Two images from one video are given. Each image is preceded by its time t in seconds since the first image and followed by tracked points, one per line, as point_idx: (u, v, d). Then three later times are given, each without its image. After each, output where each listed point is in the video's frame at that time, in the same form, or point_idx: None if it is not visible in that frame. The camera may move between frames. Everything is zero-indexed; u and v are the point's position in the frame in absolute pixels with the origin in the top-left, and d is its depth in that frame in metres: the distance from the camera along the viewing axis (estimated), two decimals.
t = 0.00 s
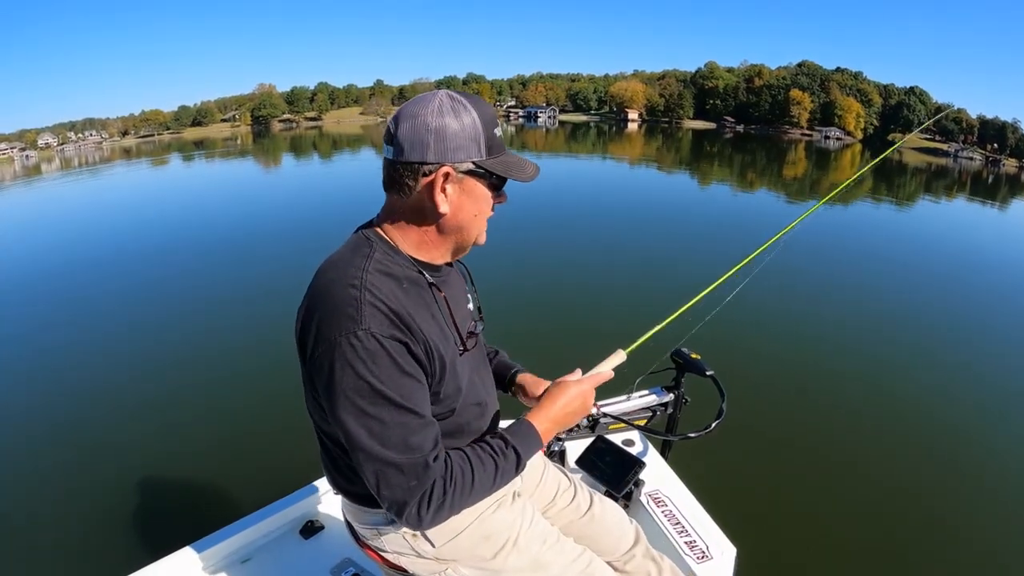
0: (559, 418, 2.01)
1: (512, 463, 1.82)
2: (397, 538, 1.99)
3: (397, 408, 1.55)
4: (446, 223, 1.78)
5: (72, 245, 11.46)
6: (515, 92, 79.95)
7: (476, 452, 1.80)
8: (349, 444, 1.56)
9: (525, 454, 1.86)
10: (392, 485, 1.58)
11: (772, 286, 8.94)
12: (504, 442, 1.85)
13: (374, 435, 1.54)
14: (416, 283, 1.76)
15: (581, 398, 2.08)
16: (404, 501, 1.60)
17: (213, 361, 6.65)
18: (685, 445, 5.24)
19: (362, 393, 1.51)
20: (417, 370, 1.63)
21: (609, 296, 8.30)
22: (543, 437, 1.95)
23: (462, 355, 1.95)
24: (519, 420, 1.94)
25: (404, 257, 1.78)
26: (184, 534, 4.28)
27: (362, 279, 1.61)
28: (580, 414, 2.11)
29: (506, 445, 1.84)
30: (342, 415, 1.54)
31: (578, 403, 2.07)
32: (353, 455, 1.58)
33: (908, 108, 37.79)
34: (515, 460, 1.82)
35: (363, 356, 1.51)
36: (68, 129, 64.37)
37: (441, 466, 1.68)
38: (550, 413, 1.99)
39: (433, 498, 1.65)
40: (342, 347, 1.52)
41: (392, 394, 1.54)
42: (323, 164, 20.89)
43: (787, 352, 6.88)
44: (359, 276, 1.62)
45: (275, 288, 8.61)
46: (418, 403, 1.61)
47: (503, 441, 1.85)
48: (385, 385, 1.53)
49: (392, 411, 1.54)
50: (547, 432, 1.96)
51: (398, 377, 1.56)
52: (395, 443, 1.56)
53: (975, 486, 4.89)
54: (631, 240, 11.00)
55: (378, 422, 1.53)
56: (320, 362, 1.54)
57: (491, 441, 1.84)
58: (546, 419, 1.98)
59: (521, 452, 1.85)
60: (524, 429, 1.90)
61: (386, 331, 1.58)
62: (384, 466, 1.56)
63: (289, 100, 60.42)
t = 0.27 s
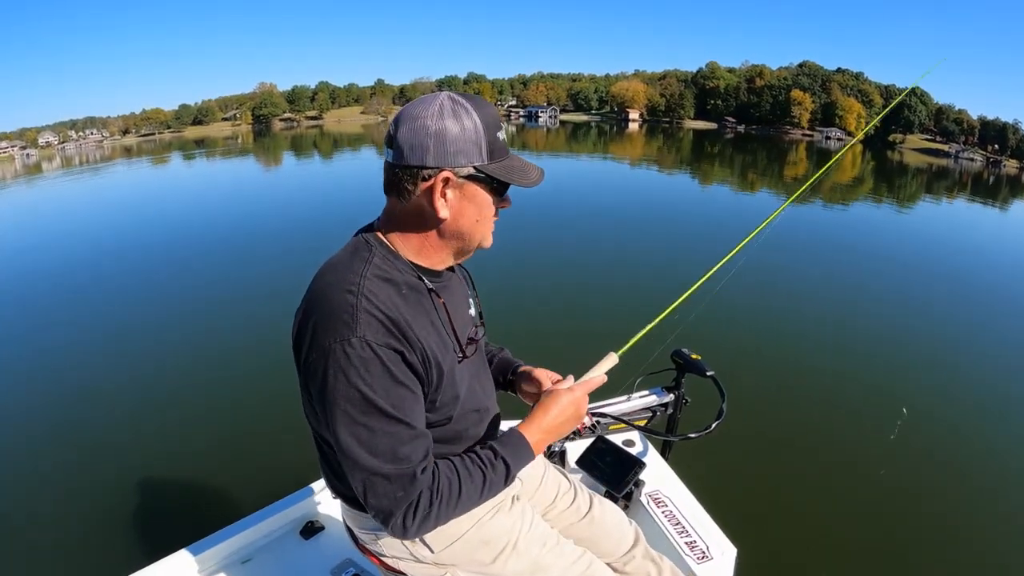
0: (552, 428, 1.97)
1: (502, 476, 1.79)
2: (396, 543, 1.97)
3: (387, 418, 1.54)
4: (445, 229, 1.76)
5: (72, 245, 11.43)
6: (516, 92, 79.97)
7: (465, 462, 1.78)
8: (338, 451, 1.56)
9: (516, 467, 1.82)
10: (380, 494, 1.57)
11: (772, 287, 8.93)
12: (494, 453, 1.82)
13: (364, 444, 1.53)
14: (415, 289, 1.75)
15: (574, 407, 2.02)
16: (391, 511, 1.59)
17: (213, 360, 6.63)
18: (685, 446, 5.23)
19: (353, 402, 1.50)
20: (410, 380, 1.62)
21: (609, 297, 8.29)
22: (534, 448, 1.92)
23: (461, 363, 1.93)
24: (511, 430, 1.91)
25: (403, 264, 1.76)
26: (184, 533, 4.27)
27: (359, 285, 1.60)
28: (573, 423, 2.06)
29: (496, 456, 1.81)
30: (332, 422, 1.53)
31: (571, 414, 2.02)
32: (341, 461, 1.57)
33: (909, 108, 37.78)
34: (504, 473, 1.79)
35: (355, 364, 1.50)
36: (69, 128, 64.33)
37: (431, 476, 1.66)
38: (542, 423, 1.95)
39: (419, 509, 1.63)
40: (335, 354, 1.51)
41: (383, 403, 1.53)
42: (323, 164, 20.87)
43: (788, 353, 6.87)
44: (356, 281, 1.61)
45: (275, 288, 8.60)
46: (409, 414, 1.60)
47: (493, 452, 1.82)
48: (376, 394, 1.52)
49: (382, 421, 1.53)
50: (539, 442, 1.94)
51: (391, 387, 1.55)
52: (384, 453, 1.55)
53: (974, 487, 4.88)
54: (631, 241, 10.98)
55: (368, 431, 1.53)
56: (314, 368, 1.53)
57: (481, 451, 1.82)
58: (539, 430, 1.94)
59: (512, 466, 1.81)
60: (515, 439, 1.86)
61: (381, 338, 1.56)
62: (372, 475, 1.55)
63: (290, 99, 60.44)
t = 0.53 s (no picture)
0: (546, 430, 1.96)
1: (495, 480, 1.78)
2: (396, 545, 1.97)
3: (380, 424, 1.53)
4: (438, 230, 1.77)
5: (72, 244, 11.42)
6: (517, 92, 79.96)
7: (457, 467, 1.77)
8: (331, 457, 1.55)
9: (509, 470, 1.81)
10: (372, 501, 1.57)
11: (773, 287, 8.93)
12: (486, 456, 1.81)
13: (357, 450, 1.52)
14: (410, 293, 1.75)
15: (566, 409, 2.01)
16: (383, 518, 1.59)
17: (214, 360, 6.64)
18: (685, 446, 5.22)
19: (346, 408, 1.50)
20: (405, 385, 1.61)
21: (610, 297, 8.28)
22: (527, 450, 1.90)
23: (458, 365, 1.93)
24: (504, 431, 1.89)
25: (399, 267, 1.77)
26: (184, 533, 4.27)
27: (354, 289, 1.60)
28: (567, 426, 2.05)
29: (489, 460, 1.80)
30: (326, 427, 1.53)
31: (564, 416, 2.01)
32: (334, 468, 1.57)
33: (909, 109, 37.78)
34: (496, 477, 1.78)
35: (349, 370, 1.50)
36: (69, 127, 64.26)
37: (424, 482, 1.66)
38: (534, 425, 1.94)
39: (411, 515, 1.62)
40: (329, 359, 1.51)
41: (377, 409, 1.52)
42: (324, 163, 20.87)
43: (788, 353, 6.87)
44: (351, 286, 1.61)
45: (275, 287, 8.60)
46: (403, 420, 1.59)
47: (485, 456, 1.81)
48: (370, 401, 1.51)
49: (376, 427, 1.52)
50: (532, 445, 1.92)
51: (385, 392, 1.54)
52: (377, 459, 1.54)
53: (974, 487, 4.89)
54: (633, 241, 10.98)
55: (361, 437, 1.52)
56: (308, 372, 1.53)
57: (473, 455, 1.81)
58: (531, 432, 1.93)
59: (505, 469, 1.80)
60: (507, 441, 1.85)
61: (375, 343, 1.56)
62: (365, 482, 1.55)
63: (290, 99, 60.42)
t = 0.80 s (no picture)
0: (534, 427, 1.93)
1: (481, 481, 1.76)
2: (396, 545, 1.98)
3: (366, 425, 1.53)
4: (428, 229, 1.78)
5: (73, 245, 11.43)
6: (518, 93, 80.08)
7: (444, 468, 1.75)
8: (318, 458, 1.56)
9: (495, 470, 1.78)
10: (358, 502, 1.56)
11: (773, 287, 8.93)
12: (472, 456, 1.79)
13: (342, 452, 1.52)
14: (401, 295, 1.76)
15: (561, 413, 2.01)
16: (369, 519, 1.58)
17: (214, 360, 6.64)
18: (685, 446, 5.22)
19: (333, 409, 1.50)
20: (392, 387, 1.61)
21: (610, 297, 8.29)
22: (515, 448, 1.86)
23: (451, 365, 1.93)
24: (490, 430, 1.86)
25: (390, 268, 1.78)
26: (184, 533, 4.27)
27: (343, 291, 1.61)
28: (557, 431, 2.03)
29: (474, 460, 1.78)
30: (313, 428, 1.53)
31: (556, 419, 2.00)
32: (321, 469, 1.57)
33: (910, 110, 37.80)
34: (482, 477, 1.76)
35: (336, 371, 1.51)
36: (70, 127, 64.32)
37: (411, 484, 1.65)
38: (524, 419, 1.91)
39: (397, 517, 1.62)
40: (317, 360, 1.52)
41: (362, 411, 1.52)
42: (325, 164, 20.90)
43: (788, 353, 6.87)
44: (341, 289, 1.62)
45: (276, 287, 8.61)
46: (390, 422, 1.59)
47: (471, 456, 1.79)
48: (356, 401, 1.52)
49: (361, 428, 1.53)
50: (520, 441, 1.89)
51: (371, 394, 1.54)
52: (363, 461, 1.54)
53: (974, 487, 4.89)
54: (633, 241, 10.98)
55: (347, 438, 1.52)
56: (296, 373, 1.55)
57: (458, 455, 1.79)
58: (521, 429, 1.90)
59: (490, 469, 1.77)
60: (493, 440, 1.82)
61: (363, 345, 1.56)
62: (351, 484, 1.55)
63: (291, 100, 60.46)
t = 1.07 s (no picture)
0: (518, 444, 1.79)
1: (458, 493, 1.70)
2: (395, 547, 2.00)
3: (349, 426, 1.52)
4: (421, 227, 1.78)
5: (74, 245, 11.45)
6: (519, 93, 80.14)
7: (424, 475, 1.71)
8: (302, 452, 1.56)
9: (473, 485, 1.72)
10: (336, 502, 1.55)
11: (774, 287, 8.93)
12: (451, 467, 1.73)
13: (325, 450, 1.52)
14: (397, 297, 1.76)
15: (546, 432, 1.80)
16: (344, 520, 1.57)
17: (215, 360, 6.65)
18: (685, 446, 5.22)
19: (318, 406, 1.50)
20: (382, 390, 1.60)
21: (610, 297, 8.29)
22: (497, 465, 1.77)
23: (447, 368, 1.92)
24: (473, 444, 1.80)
25: (389, 268, 1.79)
26: (184, 532, 4.28)
27: (340, 290, 1.62)
28: (546, 452, 1.82)
29: (453, 471, 1.72)
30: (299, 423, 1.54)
31: (542, 440, 1.81)
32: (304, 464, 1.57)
33: (910, 110, 37.80)
34: (458, 489, 1.70)
35: (325, 369, 1.51)
36: (71, 128, 64.40)
37: (392, 490, 1.62)
38: (508, 435, 1.79)
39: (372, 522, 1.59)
40: (308, 356, 1.52)
41: (348, 411, 1.52)
42: (325, 164, 20.92)
43: (788, 353, 6.87)
44: (339, 287, 1.63)
45: (276, 288, 8.61)
46: (375, 426, 1.58)
47: (450, 466, 1.73)
48: (342, 401, 1.51)
49: (345, 428, 1.52)
50: (501, 462, 1.78)
51: (357, 395, 1.54)
52: (344, 461, 1.53)
53: (974, 487, 4.88)
54: (634, 241, 10.98)
55: (331, 436, 1.52)
56: (288, 367, 1.56)
57: (437, 466, 1.74)
58: (501, 448, 1.78)
59: (468, 482, 1.71)
60: (474, 454, 1.76)
61: (354, 345, 1.56)
62: (331, 483, 1.54)
63: (292, 100, 60.50)
